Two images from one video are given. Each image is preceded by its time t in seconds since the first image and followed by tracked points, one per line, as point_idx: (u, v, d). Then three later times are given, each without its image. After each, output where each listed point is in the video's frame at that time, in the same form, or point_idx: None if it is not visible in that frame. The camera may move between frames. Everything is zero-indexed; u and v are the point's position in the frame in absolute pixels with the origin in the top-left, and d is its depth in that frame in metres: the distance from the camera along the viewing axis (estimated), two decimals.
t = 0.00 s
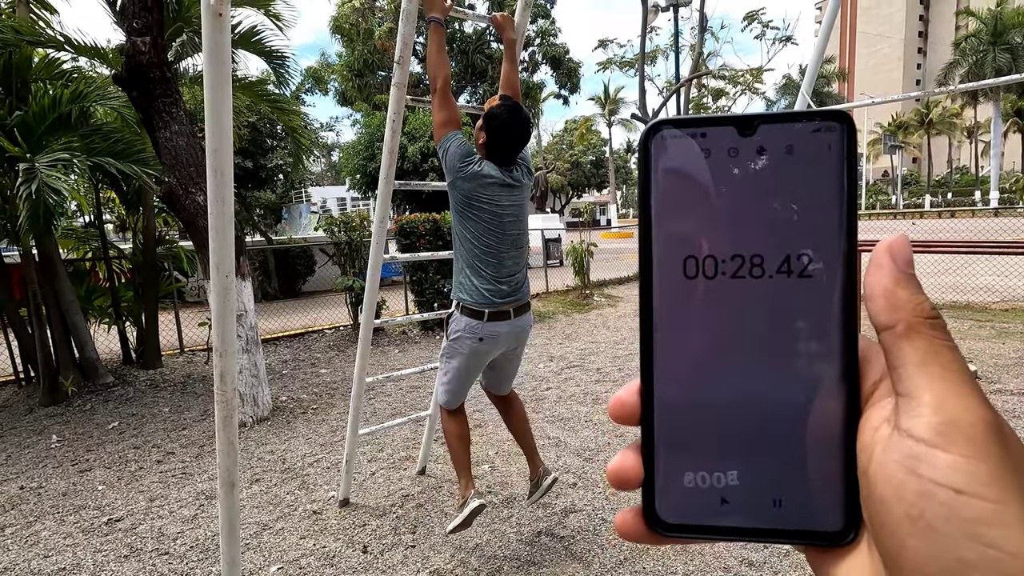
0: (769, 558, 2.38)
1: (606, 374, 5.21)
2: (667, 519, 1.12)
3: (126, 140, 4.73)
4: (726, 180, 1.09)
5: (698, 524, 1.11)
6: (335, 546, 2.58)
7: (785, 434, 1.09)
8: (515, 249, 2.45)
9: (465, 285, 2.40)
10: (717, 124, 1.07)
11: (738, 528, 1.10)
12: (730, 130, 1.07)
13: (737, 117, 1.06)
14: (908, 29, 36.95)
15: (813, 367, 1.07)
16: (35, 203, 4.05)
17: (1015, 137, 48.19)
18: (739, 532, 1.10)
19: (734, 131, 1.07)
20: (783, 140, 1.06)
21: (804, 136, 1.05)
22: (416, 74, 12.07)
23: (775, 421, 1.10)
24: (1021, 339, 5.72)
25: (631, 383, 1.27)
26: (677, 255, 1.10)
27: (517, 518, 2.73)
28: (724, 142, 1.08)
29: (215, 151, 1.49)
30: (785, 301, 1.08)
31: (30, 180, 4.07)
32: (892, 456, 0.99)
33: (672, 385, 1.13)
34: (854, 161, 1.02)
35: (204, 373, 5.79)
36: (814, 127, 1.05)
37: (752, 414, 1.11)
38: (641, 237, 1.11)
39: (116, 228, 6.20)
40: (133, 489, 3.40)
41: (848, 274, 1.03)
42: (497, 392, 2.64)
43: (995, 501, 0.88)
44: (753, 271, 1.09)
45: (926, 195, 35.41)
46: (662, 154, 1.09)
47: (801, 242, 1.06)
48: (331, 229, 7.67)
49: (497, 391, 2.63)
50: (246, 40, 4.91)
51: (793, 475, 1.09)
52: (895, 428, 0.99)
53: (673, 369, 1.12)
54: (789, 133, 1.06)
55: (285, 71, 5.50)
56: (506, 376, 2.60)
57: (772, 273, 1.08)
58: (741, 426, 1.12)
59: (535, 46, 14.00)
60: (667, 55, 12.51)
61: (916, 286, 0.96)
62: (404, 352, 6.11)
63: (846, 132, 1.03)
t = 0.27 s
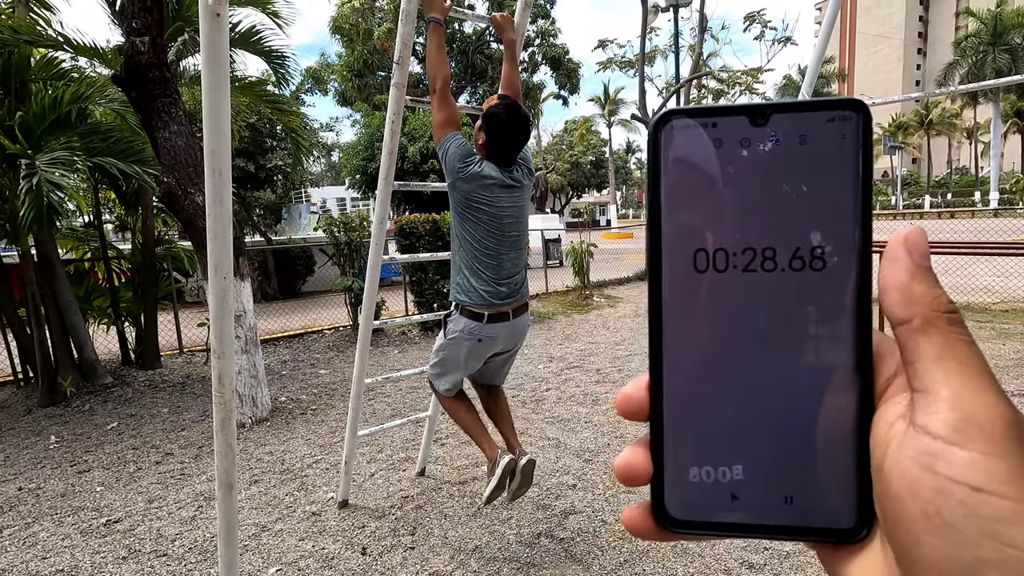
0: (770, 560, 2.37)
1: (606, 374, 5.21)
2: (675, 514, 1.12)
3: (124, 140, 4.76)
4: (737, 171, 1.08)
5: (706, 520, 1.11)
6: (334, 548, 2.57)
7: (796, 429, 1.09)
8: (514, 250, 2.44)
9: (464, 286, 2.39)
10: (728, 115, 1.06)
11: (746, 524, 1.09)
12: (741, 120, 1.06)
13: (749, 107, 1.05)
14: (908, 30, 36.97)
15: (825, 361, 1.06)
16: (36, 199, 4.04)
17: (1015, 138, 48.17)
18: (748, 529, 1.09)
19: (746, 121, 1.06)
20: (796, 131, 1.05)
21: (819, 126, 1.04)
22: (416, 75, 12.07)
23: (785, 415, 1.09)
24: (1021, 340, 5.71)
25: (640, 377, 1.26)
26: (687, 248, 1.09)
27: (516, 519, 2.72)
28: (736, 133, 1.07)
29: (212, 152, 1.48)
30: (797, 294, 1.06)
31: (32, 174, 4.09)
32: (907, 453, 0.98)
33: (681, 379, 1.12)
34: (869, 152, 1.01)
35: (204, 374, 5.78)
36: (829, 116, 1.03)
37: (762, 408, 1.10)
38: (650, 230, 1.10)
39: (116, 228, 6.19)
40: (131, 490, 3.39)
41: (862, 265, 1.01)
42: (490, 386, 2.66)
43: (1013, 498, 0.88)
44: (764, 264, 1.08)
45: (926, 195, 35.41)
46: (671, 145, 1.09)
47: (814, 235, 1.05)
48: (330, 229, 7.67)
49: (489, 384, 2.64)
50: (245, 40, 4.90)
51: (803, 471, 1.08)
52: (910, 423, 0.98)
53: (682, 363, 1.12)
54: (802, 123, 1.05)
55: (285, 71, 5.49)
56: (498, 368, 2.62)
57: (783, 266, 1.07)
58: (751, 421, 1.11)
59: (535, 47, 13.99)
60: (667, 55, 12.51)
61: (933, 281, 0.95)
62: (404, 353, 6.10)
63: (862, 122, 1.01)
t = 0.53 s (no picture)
0: (769, 561, 2.37)
1: (605, 375, 5.21)
2: (671, 512, 1.11)
3: (125, 140, 4.76)
4: (734, 169, 1.07)
5: (702, 517, 1.10)
6: (333, 548, 2.57)
7: (793, 427, 1.08)
8: (502, 252, 2.44)
9: (454, 285, 2.39)
10: (726, 112, 1.06)
11: (742, 521, 1.09)
12: (739, 118, 1.06)
13: (748, 105, 1.04)
14: (908, 30, 36.98)
15: (822, 359, 1.06)
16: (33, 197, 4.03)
17: (1015, 138, 48.17)
18: (744, 526, 1.09)
19: (744, 120, 1.06)
20: (794, 130, 1.05)
21: (816, 125, 1.04)
22: (416, 75, 12.06)
23: (781, 412, 1.09)
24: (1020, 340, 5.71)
25: (638, 375, 1.27)
26: (684, 246, 1.09)
27: (515, 520, 2.72)
28: (734, 131, 1.07)
29: (211, 152, 1.48)
30: (794, 292, 1.06)
31: (29, 171, 4.09)
32: (900, 449, 0.99)
33: (678, 376, 1.12)
34: (866, 151, 1.01)
35: (203, 374, 5.78)
36: (827, 115, 1.03)
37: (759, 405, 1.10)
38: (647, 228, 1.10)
39: (116, 228, 6.19)
40: (130, 490, 3.38)
41: (858, 264, 1.01)
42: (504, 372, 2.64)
43: (1006, 495, 0.89)
44: (761, 262, 1.08)
45: (926, 196, 35.41)
46: (670, 143, 1.08)
47: (812, 232, 1.05)
48: (330, 229, 7.67)
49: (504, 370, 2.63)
50: (245, 40, 4.90)
51: (800, 468, 1.08)
52: (904, 421, 0.99)
53: (680, 361, 1.12)
54: (799, 122, 1.04)
55: (285, 70, 5.48)
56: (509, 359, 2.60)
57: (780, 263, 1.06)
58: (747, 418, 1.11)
59: (535, 47, 13.99)
60: (666, 56, 12.50)
61: (928, 278, 0.95)
62: (404, 353, 6.10)
63: (859, 122, 1.01)
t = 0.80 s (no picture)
0: (768, 561, 2.37)
1: (605, 375, 5.21)
2: (674, 507, 1.12)
3: (125, 140, 4.75)
4: (737, 164, 1.07)
5: (705, 512, 1.11)
6: (332, 548, 2.57)
7: (796, 423, 1.09)
8: (503, 251, 2.44)
9: (455, 285, 2.39)
10: (730, 108, 1.05)
11: (744, 516, 1.10)
12: (743, 114, 1.06)
13: (750, 101, 1.04)
14: (908, 30, 36.97)
15: (825, 355, 1.06)
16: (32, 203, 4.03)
17: (1015, 138, 48.17)
18: (747, 521, 1.09)
19: (748, 115, 1.06)
20: (798, 126, 1.04)
21: (820, 122, 1.04)
22: (416, 75, 12.07)
23: (784, 407, 1.09)
24: (1019, 340, 5.71)
25: (640, 370, 1.26)
26: (687, 241, 1.09)
27: (514, 520, 2.72)
28: (738, 127, 1.07)
29: (211, 152, 1.48)
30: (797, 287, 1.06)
31: (27, 179, 4.05)
32: (902, 444, 0.98)
33: (681, 372, 1.12)
34: (870, 148, 1.01)
35: (203, 373, 5.78)
36: (830, 111, 1.03)
37: (762, 401, 1.10)
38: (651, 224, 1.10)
39: (116, 228, 6.19)
40: (130, 489, 3.38)
41: (861, 260, 1.01)
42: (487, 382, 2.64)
43: (1009, 488, 0.88)
44: (763, 258, 1.08)
45: (926, 196, 35.41)
46: (673, 138, 1.08)
47: (815, 228, 1.05)
48: (330, 229, 7.67)
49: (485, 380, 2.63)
50: (245, 39, 4.90)
51: (803, 464, 1.08)
52: (906, 416, 0.98)
53: (683, 356, 1.12)
54: (803, 118, 1.04)
55: (285, 70, 5.48)
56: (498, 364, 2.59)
57: (783, 259, 1.06)
58: (751, 413, 1.11)
59: (535, 47, 14.00)
60: (667, 56, 12.49)
61: (928, 273, 0.95)
62: (403, 353, 6.10)
63: (863, 118, 1.01)
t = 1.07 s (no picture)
0: (768, 560, 2.36)
1: (605, 374, 5.21)
2: (672, 518, 1.11)
3: (124, 139, 4.75)
4: (735, 175, 1.07)
5: (704, 523, 1.10)
6: (332, 548, 2.57)
7: (795, 434, 1.08)
8: (508, 249, 2.43)
9: (458, 284, 2.39)
10: (727, 119, 1.05)
11: (744, 528, 1.09)
12: (740, 125, 1.05)
13: (747, 112, 1.04)
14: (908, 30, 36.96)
15: (824, 366, 1.06)
16: (35, 206, 4.03)
17: (1015, 139, 48.19)
18: (746, 533, 1.09)
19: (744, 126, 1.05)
20: (795, 136, 1.04)
21: (816, 132, 1.03)
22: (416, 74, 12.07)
23: (783, 419, 1.09)
24: (1019, 340, 5.71)
25: (639, 380, 1.27)
26: (684, 251, 1.09)
27: (514, 520, 2.72)
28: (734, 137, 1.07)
29: (210, 150, 1.48)
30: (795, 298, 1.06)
31: (29, 181, 4.03)
32: (902, 455, 0.98)
33: (678, 383, 1.12)
34: (867, 156, 1.00)
35: (203, 373, 5.77)
36: (827, 122, 1.02)
37: (760, 412, 1.10)
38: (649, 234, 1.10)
39: (115, 227, 6.19)
40: (130, 489, 3.38)
41: (859, 269, 1.01)
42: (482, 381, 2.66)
43: (1010, 501, 0.89)
44: (761, 268, 1.07)
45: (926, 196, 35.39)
46: (670, 149, 1.08)
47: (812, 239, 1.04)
48: (330, 229, 7.67)
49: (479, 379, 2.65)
50: (245, 39, 4.89)
51: (802, 475, 1.07)
52: (905, 428, 0.98)
53: (681, 367, 1.11)
54: (800, 128, 1.04)
55: (285, 70, 5.48)
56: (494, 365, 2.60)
57: (781, 269, 1.06)
58: (749, 424, 1.10)
59: (535, 47, 14.00)
60: (667, 55, 12.48)
61: (926, 283, 0.95)
62: (403, 352, 6.10)
63: (860, 128, 1.01)
